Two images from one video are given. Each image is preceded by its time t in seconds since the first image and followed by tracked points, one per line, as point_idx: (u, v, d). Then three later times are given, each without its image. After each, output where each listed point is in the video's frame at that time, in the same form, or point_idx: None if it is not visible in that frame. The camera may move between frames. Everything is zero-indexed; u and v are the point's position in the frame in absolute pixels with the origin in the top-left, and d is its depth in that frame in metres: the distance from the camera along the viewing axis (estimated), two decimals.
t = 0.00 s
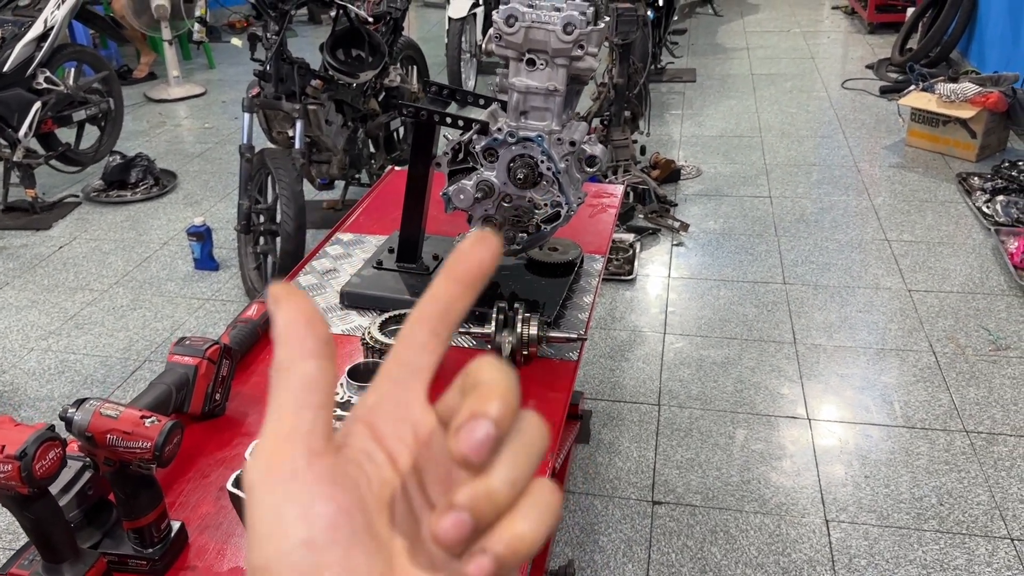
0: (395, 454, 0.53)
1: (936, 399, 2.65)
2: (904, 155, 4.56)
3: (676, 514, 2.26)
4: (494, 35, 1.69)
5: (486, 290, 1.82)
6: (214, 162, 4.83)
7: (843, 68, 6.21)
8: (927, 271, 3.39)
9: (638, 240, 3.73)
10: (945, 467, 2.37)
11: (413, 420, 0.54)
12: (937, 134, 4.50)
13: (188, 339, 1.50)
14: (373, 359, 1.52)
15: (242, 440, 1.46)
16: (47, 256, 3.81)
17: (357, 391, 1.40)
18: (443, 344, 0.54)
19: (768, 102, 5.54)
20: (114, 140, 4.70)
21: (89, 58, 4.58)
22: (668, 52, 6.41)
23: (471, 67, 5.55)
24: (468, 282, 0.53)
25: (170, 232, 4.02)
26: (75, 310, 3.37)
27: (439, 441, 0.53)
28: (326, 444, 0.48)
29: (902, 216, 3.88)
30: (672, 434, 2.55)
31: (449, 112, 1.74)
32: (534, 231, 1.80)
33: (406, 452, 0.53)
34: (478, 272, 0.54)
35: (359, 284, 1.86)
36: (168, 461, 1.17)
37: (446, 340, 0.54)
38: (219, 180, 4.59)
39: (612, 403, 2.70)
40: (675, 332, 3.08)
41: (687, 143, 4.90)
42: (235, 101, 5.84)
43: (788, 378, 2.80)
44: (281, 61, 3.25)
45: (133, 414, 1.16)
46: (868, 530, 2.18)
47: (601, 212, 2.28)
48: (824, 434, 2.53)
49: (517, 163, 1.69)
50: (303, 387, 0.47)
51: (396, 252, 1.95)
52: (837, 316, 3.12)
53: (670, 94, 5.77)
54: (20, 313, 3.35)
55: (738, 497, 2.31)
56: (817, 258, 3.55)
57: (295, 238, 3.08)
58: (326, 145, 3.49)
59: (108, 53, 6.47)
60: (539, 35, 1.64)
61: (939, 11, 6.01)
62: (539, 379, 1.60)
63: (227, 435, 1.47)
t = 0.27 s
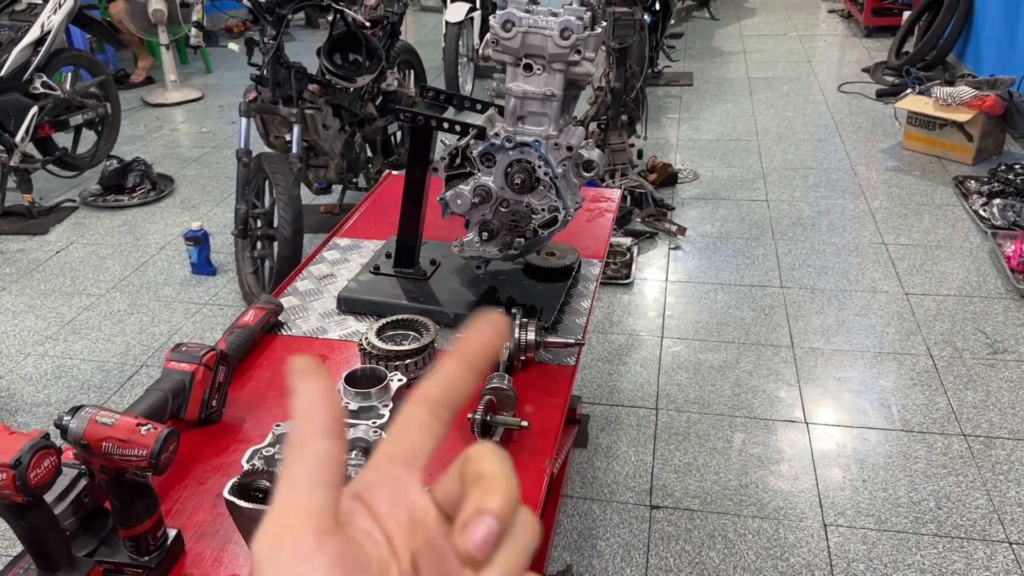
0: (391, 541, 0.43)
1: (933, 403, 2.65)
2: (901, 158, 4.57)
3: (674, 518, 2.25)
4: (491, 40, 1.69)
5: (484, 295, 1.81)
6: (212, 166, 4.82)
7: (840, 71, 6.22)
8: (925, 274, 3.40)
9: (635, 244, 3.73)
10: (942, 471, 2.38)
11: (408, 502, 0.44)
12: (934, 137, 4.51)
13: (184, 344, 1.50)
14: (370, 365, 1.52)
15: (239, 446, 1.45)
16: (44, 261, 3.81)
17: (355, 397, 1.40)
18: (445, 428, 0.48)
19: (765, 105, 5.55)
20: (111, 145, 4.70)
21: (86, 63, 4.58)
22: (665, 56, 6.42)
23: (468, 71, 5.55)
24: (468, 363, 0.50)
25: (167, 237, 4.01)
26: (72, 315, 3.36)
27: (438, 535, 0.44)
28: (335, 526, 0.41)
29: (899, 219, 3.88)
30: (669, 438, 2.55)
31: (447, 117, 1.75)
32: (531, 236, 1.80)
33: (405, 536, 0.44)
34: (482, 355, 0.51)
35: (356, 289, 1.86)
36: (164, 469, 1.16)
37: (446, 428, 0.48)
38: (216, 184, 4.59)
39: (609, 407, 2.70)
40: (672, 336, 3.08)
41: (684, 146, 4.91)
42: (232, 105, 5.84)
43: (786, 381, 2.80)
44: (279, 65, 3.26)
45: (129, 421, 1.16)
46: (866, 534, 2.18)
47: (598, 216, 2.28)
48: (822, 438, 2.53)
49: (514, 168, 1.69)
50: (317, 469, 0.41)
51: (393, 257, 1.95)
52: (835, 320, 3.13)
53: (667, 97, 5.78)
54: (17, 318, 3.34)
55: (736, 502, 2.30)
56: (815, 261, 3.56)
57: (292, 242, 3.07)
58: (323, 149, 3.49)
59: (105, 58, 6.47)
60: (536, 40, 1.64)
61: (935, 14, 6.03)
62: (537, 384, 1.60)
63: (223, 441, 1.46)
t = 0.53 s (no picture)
0: None
1: (934, 403, 2.65)
2: (900, 159, 4.57)
3: (675, 519, 2.25)
4: (490, 39, 1.69)
5: (484, 294, 1.81)
6: (211, 168, 4.82)
7: (838, 73, 6.23)
8: (924, 275, 3.40)
9: (634, 245, 3.73)
10: (943, 470, 2.37)
11: None
12: (933, 138, 4.52)
13: (185, 344, 1.50)
14: (371, 363, 1.52)
15: (239, 445, 1.45)
16: (44, 263, 3.80)
17: (355, 396, 1.39)
18: None
19: (764, 106, 5.55)
20: (110, 147, 4.70)
21: (85, 65, 4.58)
22: (664, 58, 6.43)
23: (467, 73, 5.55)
24: None
25: (167, 239, 4.01)
26: (71, 317, 3.36)
27: None
28: None
29: (899, 219, 3.89)
30: (670, 439, 2.55)
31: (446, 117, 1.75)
32: (531, 235, 1.80)
33: None
34: None
35: (356, 289, 1.86)
36: (165, 467, 1.16)
37: None
38: (216, 186, 4.59)
39: (609, 408, 2.70)
40: (672, 336, 3.08)
41: (683, 148, 4.91)
42: (231, 108, 5.84)
43: (786, 382, 2.79)
44: (278, 67, 3.24)
45: (130, 419, 1.15)
46: (867, 534, 2.18)
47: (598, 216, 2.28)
48: (822, 438, 2.52)
49: (515, 167, 1.69)
50: None
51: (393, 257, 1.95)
52: (834, 320, 3.13)
53: (666, 99, 5.78)
54: (16, 320, 3.34)
55: (736, 502, 2.30)
56: (814, 262, 3.56)
57: (292, 243, 3.07)
58: (323, 150, 3.49)
59: (104, 60, 6.47)
60: (536, 39, 1.65)
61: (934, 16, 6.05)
62: (538, 383, 1.60)
63: (224, 441, 1.46)
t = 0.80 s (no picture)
0: None
1: (932, 403, 2.66)
2: (897, 159, 4.58)
3: (673, 518, 2.25)
4: (488, 39, 1.69)
5: (482, 294, 1.82)
6: (209, 170, 4.83)
7: (836, 74, 6.25)
8: (922, 275, 3.41)
9: (632, 246, 3.73)
10: (941, 470, 2.38)
11: None
12: (931, 138, 4.53)
13: (183, 343, 1.50)
14: (369, 363, 1.52)
15: (238, 445, 1.45)
16: (42, 264, 3.80)
17: (354, 395, 1.39)
18: None
19: (762, 108, 5.56)
20: (109, 148, 4.70)
21: (83, 67, 4.58)
22: (662, 59, 6.44)
23: (465, 74, 5.56)
24: None
25: (165, 240, 4.01)
26: (70, 318, 3.35)
27: None
28: None
29: (897, 220, 3.89)
30: (668, 439, 2.55)
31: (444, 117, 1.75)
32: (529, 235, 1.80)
33: None
34: None
35: (354, 289, 1.86)
36: (164, 466, 1.16)
37: None
38: (214, 188, 4.59)
39: (607, 408, 2.70)
40: (670, 337, 3.09)
41: (681, 149, 4.92)
42: (230, 109, 5.84)
43: (784, 382, 2.80)
44: (276, 68, 3.23)
45: (128, 418, 1.15)
46: (865, 534, 2.18)
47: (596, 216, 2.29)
48: (820, 438, 2.53)
49: (513, 167, 1.70)
50: None
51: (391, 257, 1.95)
52: (832, 320, 3.13)
53: (664, 100, 5.79)
54: (15, 321, 3.34)
55: (735, 501, 2.30)
56: (812, 262, 3.57)
57: (290, 244, 3.07)
58: (321, 151, 3.49)
59: (103, 62, 6.47)
60: (534, 39, 1.65)
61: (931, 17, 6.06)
62: (536, 383, 1.61)
63: (223, 441, 1.46)
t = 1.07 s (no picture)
0: None
1: (928, 402, 2.66)
2: (894, 159, 4.59)
3: (670, 518, 2.26)
4: (484, 40, 1.70)
5: (478, 295, 1.83)
6: (208, 171, 4.83)
7: (833, 74, 6.26)
8: (919, 274, 3.42)
9: (630, 246, 3.74)
10: (936, 469, 2.39)
11: None
12: (927, 139, 4.54)
13: (179, 344, 1.50)
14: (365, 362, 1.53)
15: (234, 444, 1.46)
16: (41, 265, 3.81)
17: (349, 395, 1.40)
18: None
19: (760, 108, 5.57)
20: (107, 149, 4.70)
21: (82, 68, 4.58)
22: (659, 60, 6.45)
23: (463, 75, 5.57)
24: None
25: (163, 241, 4.02)
26: (68, 319, 3.36)
27: None
28: None
29: (893, 220, 3.90)
30: (665, 439, 2.56)
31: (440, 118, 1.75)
32: (525, 235, 1.81)
33: None
34: None
35: (350, 289, 1.87)
36: (160, 466, 1.17)
37: None
38: (212, 189, 4.60)
39: (604, 408, 2.70)
40: (668, 337, 3.09)
41: (678, 149, 4.93)
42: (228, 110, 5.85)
43: (781, 382, 2.80)
44: (274, 69, 3.23)
45: (124, 418, 1.16)
46: (861, 532, 2.19)
47: (593, 216, 2.29)
48: (816, 437, 2.54)
49: (508, 167, 1.70)
50: None
51: (388, 257, 1.96)
52: (829, 320, 3.14)
53: (662, 101, 5.80)
54: (13, 322, 3.34)
55: (731, 501, 2.31)
56: (809, 262, 3.57)
57: (288, 245, 3.07)
58: (319, 152, 3.50)
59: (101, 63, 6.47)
60: (529, 40, 1.66)
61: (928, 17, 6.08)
62: (532, 382, 1.61)
63: (219, 440, 1.47)
